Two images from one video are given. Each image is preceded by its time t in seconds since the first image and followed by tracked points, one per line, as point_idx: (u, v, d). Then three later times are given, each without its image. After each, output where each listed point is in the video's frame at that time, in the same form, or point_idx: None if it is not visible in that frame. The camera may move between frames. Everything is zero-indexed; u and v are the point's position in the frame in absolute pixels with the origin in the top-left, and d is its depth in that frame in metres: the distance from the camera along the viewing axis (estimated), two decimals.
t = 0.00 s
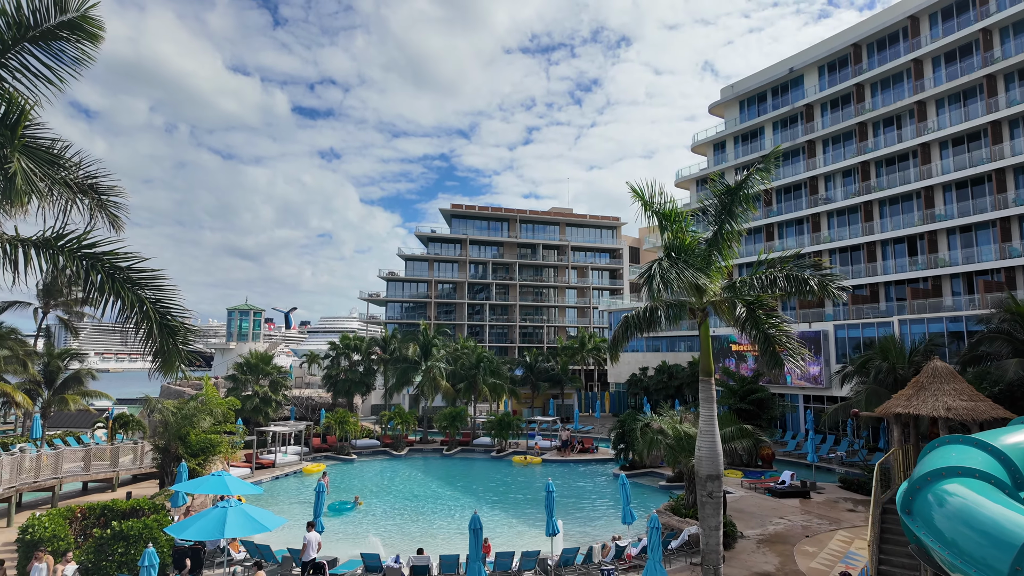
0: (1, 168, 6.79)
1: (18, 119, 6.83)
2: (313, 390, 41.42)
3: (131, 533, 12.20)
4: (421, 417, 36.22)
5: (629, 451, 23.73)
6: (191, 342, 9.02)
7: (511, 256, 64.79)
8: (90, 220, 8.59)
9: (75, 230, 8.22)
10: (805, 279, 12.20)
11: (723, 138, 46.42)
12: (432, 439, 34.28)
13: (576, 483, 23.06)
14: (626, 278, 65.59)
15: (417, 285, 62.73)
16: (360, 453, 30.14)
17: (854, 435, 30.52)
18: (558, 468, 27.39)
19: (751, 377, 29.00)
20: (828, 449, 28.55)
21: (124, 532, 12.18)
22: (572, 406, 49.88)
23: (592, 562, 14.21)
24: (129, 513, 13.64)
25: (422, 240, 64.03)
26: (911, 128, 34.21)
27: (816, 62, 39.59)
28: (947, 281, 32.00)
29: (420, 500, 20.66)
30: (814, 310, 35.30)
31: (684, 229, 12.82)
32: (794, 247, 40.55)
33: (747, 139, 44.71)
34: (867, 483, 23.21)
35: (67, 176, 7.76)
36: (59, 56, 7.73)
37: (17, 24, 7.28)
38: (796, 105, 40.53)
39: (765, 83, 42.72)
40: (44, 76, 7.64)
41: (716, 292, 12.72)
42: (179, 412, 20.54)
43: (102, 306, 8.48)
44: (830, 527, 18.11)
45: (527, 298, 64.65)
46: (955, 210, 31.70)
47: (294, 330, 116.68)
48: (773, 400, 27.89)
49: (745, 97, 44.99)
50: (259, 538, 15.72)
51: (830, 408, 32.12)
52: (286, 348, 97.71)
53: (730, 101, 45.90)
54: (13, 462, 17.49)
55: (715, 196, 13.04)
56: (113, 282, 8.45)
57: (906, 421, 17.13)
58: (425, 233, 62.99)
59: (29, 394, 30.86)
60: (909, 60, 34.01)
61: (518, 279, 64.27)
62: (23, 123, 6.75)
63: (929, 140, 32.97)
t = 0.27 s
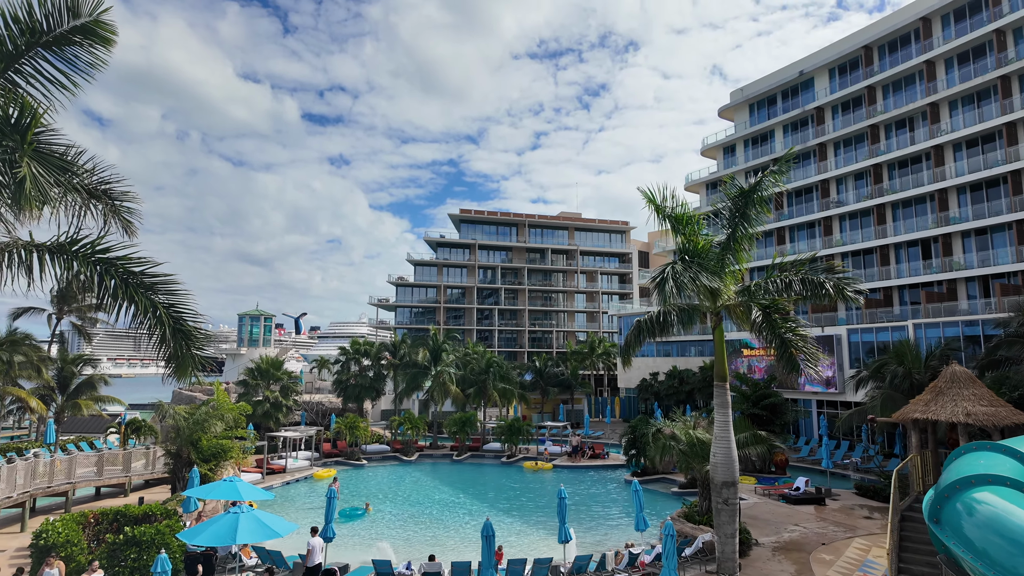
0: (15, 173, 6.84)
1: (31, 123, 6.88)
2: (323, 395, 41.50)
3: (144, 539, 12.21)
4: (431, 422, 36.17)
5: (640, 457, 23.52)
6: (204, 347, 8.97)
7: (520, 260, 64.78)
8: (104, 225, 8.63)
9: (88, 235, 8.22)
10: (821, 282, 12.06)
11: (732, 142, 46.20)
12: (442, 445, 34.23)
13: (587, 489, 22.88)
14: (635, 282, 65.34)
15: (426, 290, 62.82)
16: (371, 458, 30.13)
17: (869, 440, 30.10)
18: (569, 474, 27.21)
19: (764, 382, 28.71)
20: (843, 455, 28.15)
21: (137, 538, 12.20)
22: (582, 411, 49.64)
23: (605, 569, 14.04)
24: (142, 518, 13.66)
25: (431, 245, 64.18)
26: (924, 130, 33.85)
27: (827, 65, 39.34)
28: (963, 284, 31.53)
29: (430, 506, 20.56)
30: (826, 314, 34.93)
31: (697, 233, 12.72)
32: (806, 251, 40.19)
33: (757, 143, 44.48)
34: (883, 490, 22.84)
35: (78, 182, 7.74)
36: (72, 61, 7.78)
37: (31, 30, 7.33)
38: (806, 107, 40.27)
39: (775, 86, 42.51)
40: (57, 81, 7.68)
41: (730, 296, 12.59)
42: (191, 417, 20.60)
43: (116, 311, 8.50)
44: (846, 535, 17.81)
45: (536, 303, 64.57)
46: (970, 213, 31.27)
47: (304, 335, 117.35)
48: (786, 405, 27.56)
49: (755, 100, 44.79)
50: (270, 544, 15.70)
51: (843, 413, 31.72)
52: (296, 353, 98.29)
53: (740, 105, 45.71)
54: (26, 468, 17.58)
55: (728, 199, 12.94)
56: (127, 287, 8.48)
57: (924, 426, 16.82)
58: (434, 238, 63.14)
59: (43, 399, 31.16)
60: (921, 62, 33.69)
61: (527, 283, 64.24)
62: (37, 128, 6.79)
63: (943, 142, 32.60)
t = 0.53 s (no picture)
0: (46, 179, 6.96)
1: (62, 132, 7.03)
2: (345, 399, 41.79)
3: (171, 542, 12.43)
4: (452, 427, 36.20)
5: (663, 463, 23.23)
6: (230, 352, 9.07)
7: (538, 265, 64.73)
8: (133, 232, 8.79)
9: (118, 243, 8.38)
10: (850, 285, 11.82)
11: (754, 144, 45.65)
12: (463, 449, 34.23)
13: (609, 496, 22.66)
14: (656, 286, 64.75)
15: (445, 295, 63.03)
16: (392, 463, 30.25)
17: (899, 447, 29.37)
18: (591, 480, 27.00)
19: (789, 388, 28.22)
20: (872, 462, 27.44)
21: (165, 541, 12.40)
22: (603, 416, 49.27)
23: None
24: (169, 521, 13.88)
25: (450, 250, 64.46)
26: (952, 129, 33.05)
27: (850, 65, 38.67)
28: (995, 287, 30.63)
29: (452, 511, 20.56)
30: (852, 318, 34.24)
31: (722, 236, 12.56)
32: (831, 254, 39.45)
33: (779, 144, 43.88)
34: (916, 498, 22.21)
35: (108, 189, 7.86)
36: (102, 70, 7.94)
37: (62, 40, 7.49)
38: (829, 108, 39.63)
39: (797, 87, 41.93)
40: (88, 90, 7.85)
41: (757, 299, 12.39)
42: (216, 422, 20.95)
43: (145, 316, 8.64)
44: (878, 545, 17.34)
45: (555, 307, 64.39)
46: (1002, 213, 30.41)
47: (325, 340, 118.71)
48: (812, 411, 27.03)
49: (776, 101, 44.23)
50: (294, 548, 15.82)
51: (872, 419, 30.95)
52: (318, 358, 99.44)
53: (761, 106, 45.18)
54: (58, 471, 17.99)
55: (753, 201, 12.77)
56: (156, 292, 8.63)
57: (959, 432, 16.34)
58: (453, 243, 63.43)
59: (74, 403, 31.91)
60: (948, 60, 32.94)
61: (546, 288, 64.14)
62: (66, 134, 6.91)
63: (972, 141, 31.80)
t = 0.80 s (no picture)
0: (110, 191, 7.27)
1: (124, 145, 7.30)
2: (387, 403, 42.50)
3: (223, 541, 12.82)
4: (491, 431, 36.35)
5: (708, 469, 22.73)
6: (280, 356, 9.34)
7: (575, 268, 64.47)
8: (186, 239, 9.12)
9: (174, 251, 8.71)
10: (906, 286, 11.34)
11: (797, 141, 44.37)
12: (503, 453, 34.32)
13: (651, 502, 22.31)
14: (696, 288, 63.59)
15: (483, 299, 63.36)
16: (433, 466, 30.57)
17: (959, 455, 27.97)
18: (632, 486, 26.65)
19: (838, 393, 27.27)
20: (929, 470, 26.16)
21: (217, 540, 12.82)
22: (643, 420, 48.60)
23: None
24: (222, 521, 14.35)
25: (487, 254, 64.83)
26: (1010, 121, 31.36)
27: (898, 57, 37.16)
28: None
29: (493, 515, 20.61)
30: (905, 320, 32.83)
31: (769, 236, 12.24)
32: (880, 254, 37.93)
33: (823, 142, 42.52)
34: (978, 509, 21.08)
35: (163, 199, 8.16)
36: (159, 84, 8.20)
37: (122, 57, 7.80)
38: (877, 103, 38.18)
39: (842, 81, 40.56)
40: (146, 104, 8.11)
41: (806, 301, 12.00)
42: (264, 425, 21.62)
43: (199, 321, 8.96)
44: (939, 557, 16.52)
45: (593, 311, 63.95)
46: None
47: (366, 345, 121.04)
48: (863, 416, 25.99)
49: (820, 97, 42.90)
50: (340, 549, 16.13)
51: (929, 426, 29.53)
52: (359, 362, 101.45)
53: (804, 103, 43.90)
54: (117, 471, 18.86)
55: (801, 200, 12.40)
56: (209, 298, 8.96)
57: None
58: (490, 247, 63.80)
59: (130, 406, 33.36)
60: (1006, 49, 31.29)
61: (584, 291, 63.83)
62: (127, 147, 7.17)
63: None
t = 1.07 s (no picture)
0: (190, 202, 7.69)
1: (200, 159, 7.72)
2: (441, 406, 43.11)
3: (290, 539, 13.23)
4: (545, 435, 36.23)
5: (772, 477, 21.79)
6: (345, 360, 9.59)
7: (627, 270, 63.56)
8: (257, 249, 9.53)
9: (245, 259, 9.12)
10: (991, 284, 10.57)
11: (861, 135, 42.13)
12: (557, 458, 34.12)
13: (712, 511, 21.55)
14: (755, 289, 61.45)
15: (534, 303, 63.36)
16: (488, 469, 30.71)
17: None
18: (691, 493, 25.91)
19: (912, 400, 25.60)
20: (1015, 481, 24.13)
21: (284, 538, 13.24)
22: (701, 426, 47.24)
23: None
24: (288, 519, 14.86)
25: (537, 258, 64.75)
26: None
27: (972, 42, 34.66)
28: None
29: (549, 520, 20.46)
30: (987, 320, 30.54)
31: (836, 234, 11.65)
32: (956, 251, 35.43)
33: (890, 134, 40.22)
34: None
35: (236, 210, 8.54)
36: (231, 101, 8.59)
37: (199, 75, 8.22)
38: (949, 91, 35.78)
39: (910, 70, 38.26)
40: (220, 119, 8.53)
41: (880, 301, 11.34)
42: (327, 426, 22.30)
43: (270, 327, 9.33)
44: None
45: (646, 314, 62.82)
46: None
47: (419, 349, 123.26)
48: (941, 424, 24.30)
49: (885, 88, 40.61)
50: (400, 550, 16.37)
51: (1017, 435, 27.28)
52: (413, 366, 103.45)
53: (868, 94, 41.74)
54: (192, 470, 19.89)
55: (870, 195, 11.75)
56: (280, 304, 9.33)
57: None
58: (540, 251, 63.74)
59: (202, 408, 35.21)
60: None
61: (636, 294, 62.84)
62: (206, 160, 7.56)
63: None
